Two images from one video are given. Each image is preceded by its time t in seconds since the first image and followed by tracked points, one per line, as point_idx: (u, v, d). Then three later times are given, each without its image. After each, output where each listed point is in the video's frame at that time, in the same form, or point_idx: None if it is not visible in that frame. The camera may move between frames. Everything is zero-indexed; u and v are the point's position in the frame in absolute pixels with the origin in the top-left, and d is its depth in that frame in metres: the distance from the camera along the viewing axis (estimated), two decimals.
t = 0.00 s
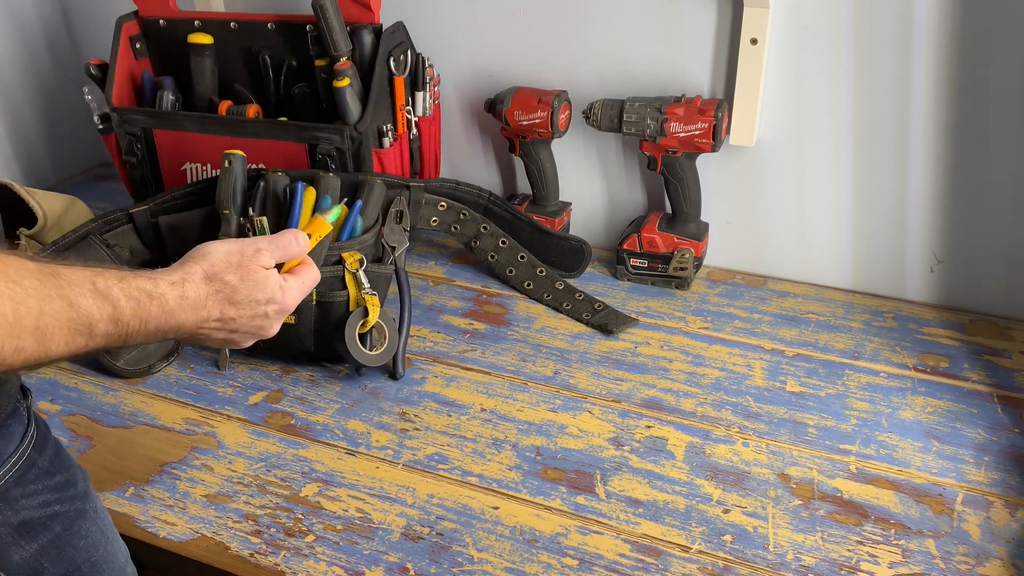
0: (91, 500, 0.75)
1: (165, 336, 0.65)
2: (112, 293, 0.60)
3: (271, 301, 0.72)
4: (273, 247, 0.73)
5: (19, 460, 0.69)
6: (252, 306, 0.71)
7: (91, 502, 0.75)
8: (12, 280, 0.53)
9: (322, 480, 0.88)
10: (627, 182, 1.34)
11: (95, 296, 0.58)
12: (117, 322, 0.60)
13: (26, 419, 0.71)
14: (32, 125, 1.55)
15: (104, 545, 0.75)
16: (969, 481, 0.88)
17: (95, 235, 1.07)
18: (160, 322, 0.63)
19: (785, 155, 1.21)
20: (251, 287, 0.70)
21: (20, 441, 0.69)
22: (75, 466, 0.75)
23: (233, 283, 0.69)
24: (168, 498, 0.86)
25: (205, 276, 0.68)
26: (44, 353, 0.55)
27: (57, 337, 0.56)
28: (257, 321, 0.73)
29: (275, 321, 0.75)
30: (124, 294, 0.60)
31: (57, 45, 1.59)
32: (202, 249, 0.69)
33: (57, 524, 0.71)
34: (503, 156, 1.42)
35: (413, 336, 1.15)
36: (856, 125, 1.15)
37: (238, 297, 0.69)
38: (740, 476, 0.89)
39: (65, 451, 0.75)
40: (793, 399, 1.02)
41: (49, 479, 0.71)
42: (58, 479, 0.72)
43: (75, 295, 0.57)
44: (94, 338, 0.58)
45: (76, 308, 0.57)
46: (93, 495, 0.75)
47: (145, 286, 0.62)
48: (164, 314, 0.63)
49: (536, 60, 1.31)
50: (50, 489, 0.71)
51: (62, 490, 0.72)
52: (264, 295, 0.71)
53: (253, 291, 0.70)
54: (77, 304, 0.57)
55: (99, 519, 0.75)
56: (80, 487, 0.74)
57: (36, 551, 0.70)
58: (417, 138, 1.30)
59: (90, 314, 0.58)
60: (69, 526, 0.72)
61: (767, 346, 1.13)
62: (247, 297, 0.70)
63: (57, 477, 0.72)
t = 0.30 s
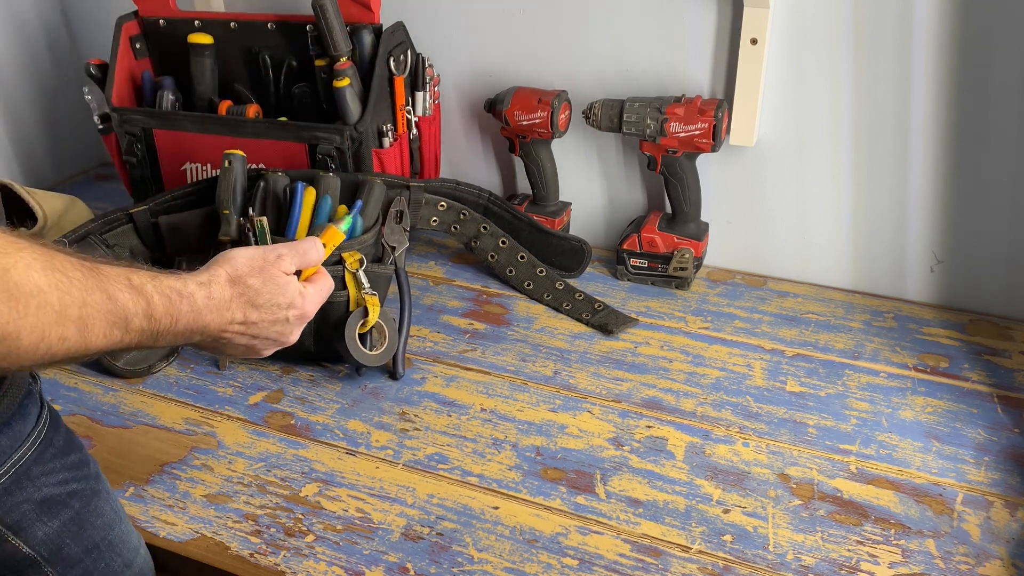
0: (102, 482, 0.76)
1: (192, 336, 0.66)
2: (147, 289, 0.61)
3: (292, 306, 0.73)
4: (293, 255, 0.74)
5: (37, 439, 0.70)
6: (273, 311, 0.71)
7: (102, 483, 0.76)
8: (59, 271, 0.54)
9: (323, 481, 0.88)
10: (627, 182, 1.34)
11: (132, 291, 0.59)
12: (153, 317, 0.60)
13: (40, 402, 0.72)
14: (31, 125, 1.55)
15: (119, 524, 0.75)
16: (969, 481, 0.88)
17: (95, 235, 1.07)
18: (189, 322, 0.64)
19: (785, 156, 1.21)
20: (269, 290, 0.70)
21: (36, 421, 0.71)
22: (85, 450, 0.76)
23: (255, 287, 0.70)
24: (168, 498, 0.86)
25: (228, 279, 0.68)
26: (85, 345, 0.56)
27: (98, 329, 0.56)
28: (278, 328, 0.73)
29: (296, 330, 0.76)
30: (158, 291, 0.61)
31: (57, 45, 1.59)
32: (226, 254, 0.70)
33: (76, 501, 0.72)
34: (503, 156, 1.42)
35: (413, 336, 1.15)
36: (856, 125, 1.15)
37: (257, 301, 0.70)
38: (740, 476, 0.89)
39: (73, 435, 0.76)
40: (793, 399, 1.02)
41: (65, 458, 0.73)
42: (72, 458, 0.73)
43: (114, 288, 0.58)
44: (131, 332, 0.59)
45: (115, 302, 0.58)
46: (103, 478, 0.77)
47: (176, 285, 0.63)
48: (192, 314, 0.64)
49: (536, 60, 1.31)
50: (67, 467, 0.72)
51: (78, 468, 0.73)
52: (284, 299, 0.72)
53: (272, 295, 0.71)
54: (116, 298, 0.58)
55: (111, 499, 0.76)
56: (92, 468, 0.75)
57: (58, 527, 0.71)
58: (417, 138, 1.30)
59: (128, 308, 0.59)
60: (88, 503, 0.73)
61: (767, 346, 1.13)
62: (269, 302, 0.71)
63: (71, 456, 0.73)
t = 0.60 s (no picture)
0: (109, 479, 0.75)
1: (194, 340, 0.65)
2: (151, 291, 0.61)
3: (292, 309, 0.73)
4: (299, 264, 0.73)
5: (47, 433, 0.70)
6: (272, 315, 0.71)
7: (110, 479, 0.75)
8: (64, 274, 0.54)
9: (322, 480, 0.88)
10: (627, 182, 1.34)
11: (136, 293, 0.59)
12: (156, 320, 0.60)
13: (51, 396, 0.72)
14: (31, 125, 1.55)
15: (127, 519, 0.74)
16: (969, 481, 0.88)
17: (95, 235, 1.08)
18: (191, 325, 0.64)
19: (785, 156, 1.21)
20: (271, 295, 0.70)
21: (47, 415, 0.70)
22: (93, 446, 0.76)
23: (257, 291, 0.69)
24: (168, 498, 0.86)
25: (231, 283, 0.68)
26: (89, 347, 0.56)
27: (102, 331, 0.56)
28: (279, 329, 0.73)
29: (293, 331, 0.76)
30: (162, 292, 0.61)
31: (57, 45, 1.59)
32: (229, 256, 0.70)
33: (85, 494, 0.71)
34: (503, 156, 1.42)
35: (413, 336, 1.15)
36: (856, 125, 1.15)
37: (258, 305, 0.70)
38: (740, 476, 0.89)
39: (82, 432, 0.76)
40: (793, 399, 1.02)
41: (74, 453, 0.72)
42: (81, 453, 0.73)
43: (119, 290, 0.58)
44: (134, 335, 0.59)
45: (118, 303, 0.58)
46: (110, 474, 0.76)
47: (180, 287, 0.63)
48: (195, 316, 0.64)
49: (536, 60, 1.31)
50: (76, 462, 0.72)
51: (88, 462, 0.73)
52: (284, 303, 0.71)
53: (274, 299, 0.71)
54: (120, 301, 0.58)
55: (119, 494, 0.75)
56: (100, 463, 0.75)
57: (67, 521, 0.70)
58: (417, 138, 1.30)
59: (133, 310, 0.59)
60: (96, 497, 0.72)
61: (767, 346, 1.13)
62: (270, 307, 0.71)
63: (79, 452, 0.73)
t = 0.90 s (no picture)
0: (111, 477, 0.75)
1: (277, 296, 0.63)
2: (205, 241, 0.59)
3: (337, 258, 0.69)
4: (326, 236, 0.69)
5: (49, 431, 0.69)
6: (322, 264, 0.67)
7: (110, 477, 0.74)
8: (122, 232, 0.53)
9: (323, 480, 0.88)
10: (627, 182, 1.34)
11: (190, 244, 0.58)
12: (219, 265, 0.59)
13: (53, 393, 0.71)
14: (31, 126, 1.55)
15: (126, 519, 0.74)
16: (969, 481, 0.88)
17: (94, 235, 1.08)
18: (255, 263, 0.62)
19: (785, 156, 1.21)
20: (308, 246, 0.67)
21: (49, 413, 0.69)
22: (96, 445, 0.74)
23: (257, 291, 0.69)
24: (168, 498, 0.86)
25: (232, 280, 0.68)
26: (168, 302, 0.55)
27: (173, 281, 0.55)
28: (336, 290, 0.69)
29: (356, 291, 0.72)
30: (209, 239, 0.60)
31: (57, 45, 1.59)
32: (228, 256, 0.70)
33: (85, 494, 0.70)
34: (503, 156, 1.42)
35: (413, 336, 1.15)
36: (856, 125, 1.15)
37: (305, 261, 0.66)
38: (740, 476, 0.89)
39: (84, 430, 0.75)
40: (793, 399, 1.02)
41: (74, 452, 0.71)
42: (83, 452, 0.71)
43: (175, 244, 0.57)
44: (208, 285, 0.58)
45: (177, 251, 0.56)
46: (112, 473, 0.75)
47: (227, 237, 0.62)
48: (254, 254, 0.62)
49: (536, 60, 1.31)
50: (77, 461, 0.71)
51: (89, 461, 0.72)
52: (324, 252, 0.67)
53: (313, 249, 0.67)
54: (182, 253, 0.57)
55: (118, 494, 0.74)
56: (102, 462, 0.74)
57: (67, 519, 0.69)
58: (417, 138, 1.30)
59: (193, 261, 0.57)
60: (96, 496, 0.71)
61: (767, 346, 1.13)
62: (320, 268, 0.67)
63: (81, 451, 0.72)
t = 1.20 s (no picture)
0: (112, 475, 0.74)
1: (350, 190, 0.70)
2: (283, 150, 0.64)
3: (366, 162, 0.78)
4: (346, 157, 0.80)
5: (51, 429, 0.68)
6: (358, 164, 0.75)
7: (111, 474, 0.74)
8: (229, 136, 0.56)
9: (323, 480, 0.88)
10: (627, 182, 1.34)
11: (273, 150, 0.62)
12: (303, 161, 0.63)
13: (55, 392, 0.71)
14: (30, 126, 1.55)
15: (127, 517, 0.74)
16: (969, 481, 0.88)
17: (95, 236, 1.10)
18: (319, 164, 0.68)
19: (785, 155, 1.21)
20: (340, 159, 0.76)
21: (51, 411, 0.68)
22: (97, 442, 0.74)
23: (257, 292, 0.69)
24: (168, 498, 0.86)
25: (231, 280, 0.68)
26: (288, 185, 0.58)
27: (286, 169, 0.59)
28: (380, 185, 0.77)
29: (394, 198, 0.79)
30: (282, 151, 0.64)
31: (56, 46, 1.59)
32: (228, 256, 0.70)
33: (87, 491, 0.70)
34: (503, 156, 1.42)
35: (412, 336, 1.15)
36: (856, 125, 1.15)
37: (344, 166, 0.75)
38: (740, 476, 0.89)
39: (85, 428, 0.74)
40: (793, 399, 1.02)
41: (77, 449, 0.70)
42: (86, 449, 0.71)
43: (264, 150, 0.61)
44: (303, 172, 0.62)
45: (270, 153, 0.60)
46: (113, 471, 0.75)
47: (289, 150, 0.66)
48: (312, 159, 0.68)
49: (537, 60, 1.31)
50: (80, 458, 0.70)
51: (91, 458, 0.71)
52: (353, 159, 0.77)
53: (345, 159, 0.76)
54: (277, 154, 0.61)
55: (119, 492, 0.74)
56: (104, 460, 0.73)
57: (69, 516, 0.68)
58: (417, 138, 1.30)
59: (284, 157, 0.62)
60: (98, 494, 0.71)
61: (767, 346, 1.13)
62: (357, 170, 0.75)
63: (84, 448, 0.71)
